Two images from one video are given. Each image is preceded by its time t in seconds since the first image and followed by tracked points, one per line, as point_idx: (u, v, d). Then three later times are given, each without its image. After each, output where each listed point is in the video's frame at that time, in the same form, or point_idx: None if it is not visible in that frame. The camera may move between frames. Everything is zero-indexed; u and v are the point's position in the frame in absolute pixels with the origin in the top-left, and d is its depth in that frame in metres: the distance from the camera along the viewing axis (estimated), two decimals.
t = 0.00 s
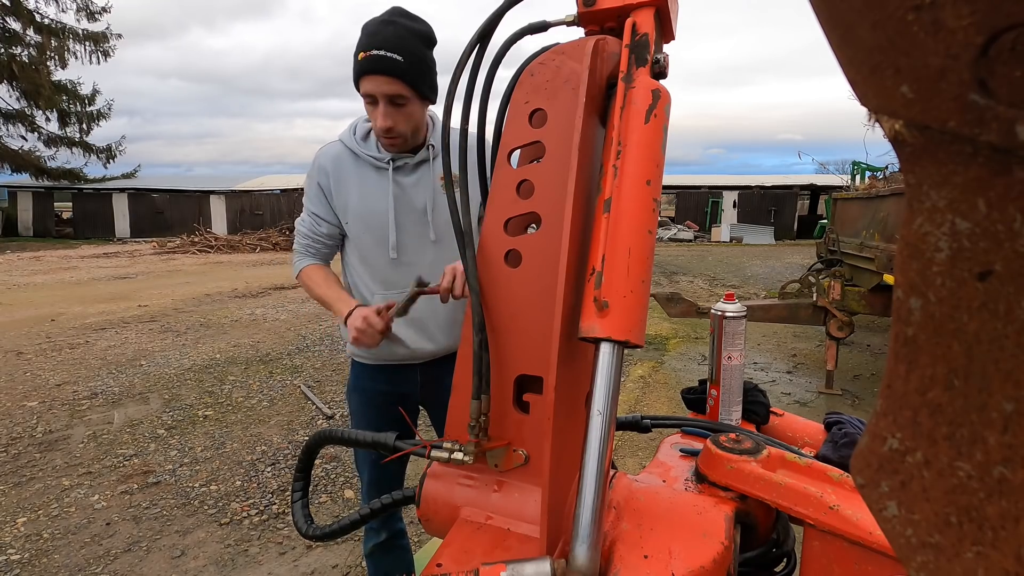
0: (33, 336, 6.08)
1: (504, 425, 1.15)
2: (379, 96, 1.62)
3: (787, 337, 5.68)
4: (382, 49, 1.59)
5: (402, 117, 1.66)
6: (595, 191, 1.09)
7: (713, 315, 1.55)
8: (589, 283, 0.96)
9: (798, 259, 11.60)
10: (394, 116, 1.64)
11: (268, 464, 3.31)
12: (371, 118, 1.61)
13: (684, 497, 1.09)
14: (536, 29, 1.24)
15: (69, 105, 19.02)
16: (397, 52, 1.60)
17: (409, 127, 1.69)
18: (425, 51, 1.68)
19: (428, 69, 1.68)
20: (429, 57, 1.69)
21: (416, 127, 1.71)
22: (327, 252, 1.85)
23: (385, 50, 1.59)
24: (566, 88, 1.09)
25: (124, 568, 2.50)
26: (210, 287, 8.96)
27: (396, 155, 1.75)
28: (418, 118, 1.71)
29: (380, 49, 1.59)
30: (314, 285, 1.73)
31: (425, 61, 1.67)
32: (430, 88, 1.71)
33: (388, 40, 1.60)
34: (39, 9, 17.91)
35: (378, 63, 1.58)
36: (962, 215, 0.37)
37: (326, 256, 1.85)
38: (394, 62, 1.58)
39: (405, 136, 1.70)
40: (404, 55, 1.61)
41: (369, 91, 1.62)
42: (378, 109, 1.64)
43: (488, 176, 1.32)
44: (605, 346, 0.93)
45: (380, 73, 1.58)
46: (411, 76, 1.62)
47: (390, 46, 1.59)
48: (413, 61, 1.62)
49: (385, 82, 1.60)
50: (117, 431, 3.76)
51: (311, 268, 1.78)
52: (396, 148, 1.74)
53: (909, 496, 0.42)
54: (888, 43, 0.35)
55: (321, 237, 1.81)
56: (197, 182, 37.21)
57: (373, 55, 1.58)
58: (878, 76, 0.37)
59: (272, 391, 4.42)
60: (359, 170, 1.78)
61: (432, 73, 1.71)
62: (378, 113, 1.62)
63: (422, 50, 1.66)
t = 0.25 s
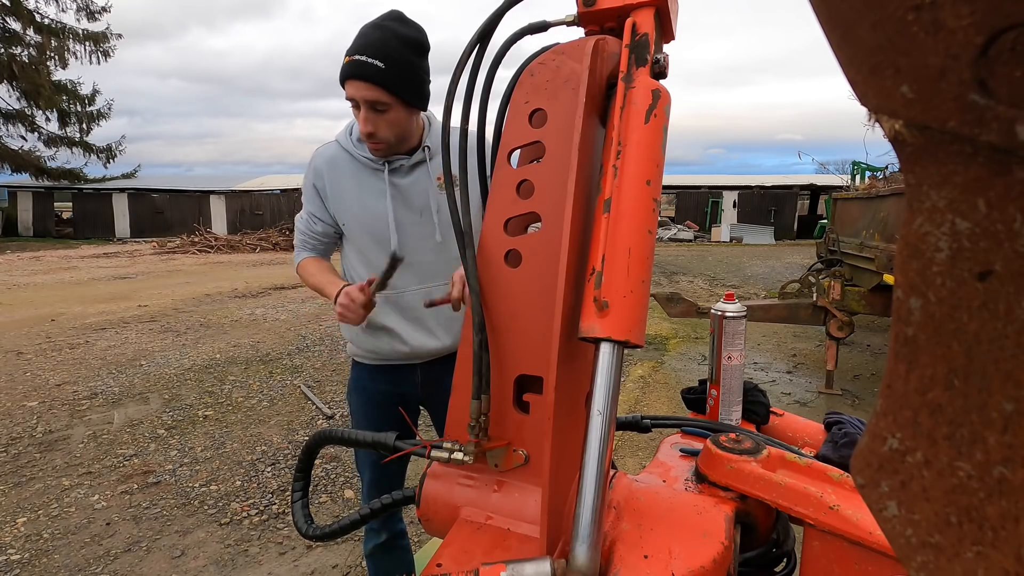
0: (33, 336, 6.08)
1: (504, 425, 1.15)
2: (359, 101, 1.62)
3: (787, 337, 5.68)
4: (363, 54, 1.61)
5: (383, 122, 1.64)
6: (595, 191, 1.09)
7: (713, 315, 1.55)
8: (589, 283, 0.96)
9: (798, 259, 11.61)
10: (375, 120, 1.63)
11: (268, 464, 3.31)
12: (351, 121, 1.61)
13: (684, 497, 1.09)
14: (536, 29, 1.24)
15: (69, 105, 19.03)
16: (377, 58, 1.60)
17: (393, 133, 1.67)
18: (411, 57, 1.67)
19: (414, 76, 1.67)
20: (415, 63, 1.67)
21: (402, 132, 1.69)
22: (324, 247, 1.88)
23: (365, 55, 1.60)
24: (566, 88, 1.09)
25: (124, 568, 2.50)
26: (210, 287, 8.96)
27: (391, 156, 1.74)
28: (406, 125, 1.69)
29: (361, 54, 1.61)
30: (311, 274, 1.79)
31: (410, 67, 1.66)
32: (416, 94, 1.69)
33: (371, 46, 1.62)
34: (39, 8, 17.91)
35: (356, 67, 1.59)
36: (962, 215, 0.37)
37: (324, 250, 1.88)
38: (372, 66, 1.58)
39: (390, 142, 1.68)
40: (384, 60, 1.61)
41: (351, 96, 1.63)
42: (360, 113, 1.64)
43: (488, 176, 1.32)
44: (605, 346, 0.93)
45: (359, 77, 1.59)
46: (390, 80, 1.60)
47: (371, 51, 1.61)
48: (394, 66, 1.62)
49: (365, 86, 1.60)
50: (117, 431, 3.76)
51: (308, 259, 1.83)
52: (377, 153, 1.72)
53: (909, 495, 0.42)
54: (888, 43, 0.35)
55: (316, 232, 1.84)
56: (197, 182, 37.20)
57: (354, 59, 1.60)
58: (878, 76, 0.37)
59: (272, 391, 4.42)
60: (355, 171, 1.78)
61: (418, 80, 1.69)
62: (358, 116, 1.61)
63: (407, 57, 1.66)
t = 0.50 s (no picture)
0: (34, 336, 6.08)
1: (504, 425, 1.15)
2: (363, 104, 1.61)
3: (787, 337, 5.68)
4: (367, 57, 1.60)
5: (387, 125, 1.64)
6: (595, 191, 1.09)
7: (713, 315, 1.55)
8: (589, 283, 0.96)
9: (798, 258, 11.61)
10: (379, 123, 1.63)
11: (268, 464, 3.31)
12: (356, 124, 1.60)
13: (684, 497, 1.09)
14: (536, 29, 1.24)
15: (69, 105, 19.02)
16: (381, 60, 1.60)
17: (396, 134, 1.67)
18: (411, 58, 1.67)
19: (414, 75, 1.67)
20: (415, 63, 1.68)
21: (404, 133, 1.69)
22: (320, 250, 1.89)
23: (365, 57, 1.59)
24: (566, 88, 1.09)
25: (124, 568, 2.50)
26: (210, 287, 8.96)
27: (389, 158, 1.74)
28: (407, 124, 1.70)
29: (363, 57, 1.60)
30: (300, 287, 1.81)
31: (411, 67, 1.66)
32: (417, 94, 1.70)
33: (372, 48, 1.62)
34: (40, 8, 17.92)
35: (359, 71, 1.58)
36: (962, 215, 0.37)
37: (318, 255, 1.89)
38: (375, 69, 1.58)
39: (393, 143, 1.69)
40: (387, 63, 1.61)
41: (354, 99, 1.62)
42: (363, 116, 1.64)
43: (488, 176, 1.32)
44: (605, 346, 0.93)
45: (363, 81, 1.58)
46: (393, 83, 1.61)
47: (373, 54, 1.60)
48: (396, 68, 1.62)
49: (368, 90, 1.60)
50: (117, 431, 3.76)
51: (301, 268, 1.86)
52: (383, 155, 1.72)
53: (909, 495, 0.42)
54: (888, 44, 0.35)
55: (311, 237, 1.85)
56: (197, 181, 37.19)
57: (356, 63, 1.59)
58: (878, 76, 0.37)
59: (272, 391, 4.42)
60: (353, 174, 1.78)
61: (419, 79, 1.69)
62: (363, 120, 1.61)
63: (408, 57, 1.66)
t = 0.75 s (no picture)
0: (34, 336, 6.08)
1: (504, 425, 1.15)
2: (382, 109, 1.63)
3: (787, 337, 5.68)
4: (378, 62, 1.59)
5: (405, 126, 1.67)
6: (595, 191, 1.09)
7: (713, 315, 1.55)
8: (589, 283, 0.96)
9: (798, 259, 11.61)
10: (399, 125, 1.66)
11: (268, 464, 3.31)
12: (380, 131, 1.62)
13: (684, 497, 1.09)
14: (536, 29, 1.24)
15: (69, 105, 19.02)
16: (394, 63, 1.60)
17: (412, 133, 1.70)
18: (415, 55, 1.67)
19: (422, 71, 1.70)
20: (421, 59, 1.69)
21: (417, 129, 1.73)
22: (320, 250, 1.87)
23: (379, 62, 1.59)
24: (566, 88, 1.09)
25: (124, 568, 2.50)
26: (210, 287, 8.96)
27: (387, 157, 1.74)
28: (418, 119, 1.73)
29: (376, 62, 1.59)
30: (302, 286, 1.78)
31: (418, 64, 1.68)
32: (425, 88, 1.72)
33: (380, 51, 1.60)
34: (40, 8, 17.92)
35: (377, 78, 1.58)
36: (962, 215, 0.37)
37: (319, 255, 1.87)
38: (393, 74, 1.59)
39: (409, 142, 1.72)
40: (401, 64, 1.61)
41: (371, 105, 1.63)
42: (381, 121, 1.65)
43: (488, 176, 1.32)
44: (605, 346, 0.93)
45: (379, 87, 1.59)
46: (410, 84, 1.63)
47: (384, 56, 1.59)
48: (409, 68, 1.63)
49: (386, 95, 1.61)
50: (117, 431, 3.76)
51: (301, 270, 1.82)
52: (399, 155, 1.74)
53: (909, 495, 0.42)
54: (887, 44, 0.35)
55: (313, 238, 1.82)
56: (197, 181, 37.18)
57: (371, 70, 1.58)
58: (878, 76, 0.37)
59: (272, 391, 4.42)
60: (351, 172, 1.78)
61: (425, 73, 1.72)
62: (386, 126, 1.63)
63: (413, 54, 1.67)
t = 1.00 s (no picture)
0: (34, 336, 6.08)
1: (504, 425, 1.15)
2: (382, 112, 1.63)
3: (787, 337, 5.68)
4: (378, 64, 1.59)
5: (405, 127, 1.68)
6: (595, 191, 1.09)
7: (713, 315, 1.55)
8: (589, 283, 0.96)
9: (798, 259, 11.61)
10: (399, 127, 1.66)
11: (268, 464, 3.31)
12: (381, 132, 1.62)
13: (684, 497, 1.09)
14: (536, 29, 1.24)
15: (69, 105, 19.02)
16: (393, 64, 1.60)
17: (411, 134, 1.71)
18: (413, 56, 1.67)
19: (421, 73, 1.69)
20: (420, 60, 1.69)
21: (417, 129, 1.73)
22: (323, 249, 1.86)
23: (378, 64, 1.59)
24: (566, 88, 1.09)
25: (124, 568, 2.50)
26: (210, 287, 8.96)
27: (387, 158, 1.74)
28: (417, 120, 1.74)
29: (375, 64, 1.59)
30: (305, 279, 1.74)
31: (417, 65, 1.68)
32: (425, 88, 1.72)
33: (380, 53, 1.60)
34: (40, 8, 17.94)
35: (374, 80, 1.59)
36: (962, 215, 0.37)
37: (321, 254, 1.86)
38: (391, 76, 1.59)
39: (408, 143, 1.72)
40: (400, 66, 1.61)
41: (370, 108, 1.63)
42: (381, 122, 1.66)
43: (488, 176, 1.32)
44: (605, 346, 0.93)
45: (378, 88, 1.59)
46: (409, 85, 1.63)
47: (383, 58, 1.60)
48: (408, 70, 1.63)
49: (385, 97, 1.61)
50: (117, 431, 3.76)
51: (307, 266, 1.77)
52: (398, 155, 1.74)
53: (909, 495, 0.42)
54: (887, 44, 0.35)
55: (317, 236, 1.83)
56: (197, 181, 37.18)
57: (370, 71, 1.58)
58: (878, 77, 0.37)
59: (272, 391, 4.42)
60: (350, 172, 1.78)
61: (424, 74, 1.71)
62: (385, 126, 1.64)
63: (411, 54, 1.67)
